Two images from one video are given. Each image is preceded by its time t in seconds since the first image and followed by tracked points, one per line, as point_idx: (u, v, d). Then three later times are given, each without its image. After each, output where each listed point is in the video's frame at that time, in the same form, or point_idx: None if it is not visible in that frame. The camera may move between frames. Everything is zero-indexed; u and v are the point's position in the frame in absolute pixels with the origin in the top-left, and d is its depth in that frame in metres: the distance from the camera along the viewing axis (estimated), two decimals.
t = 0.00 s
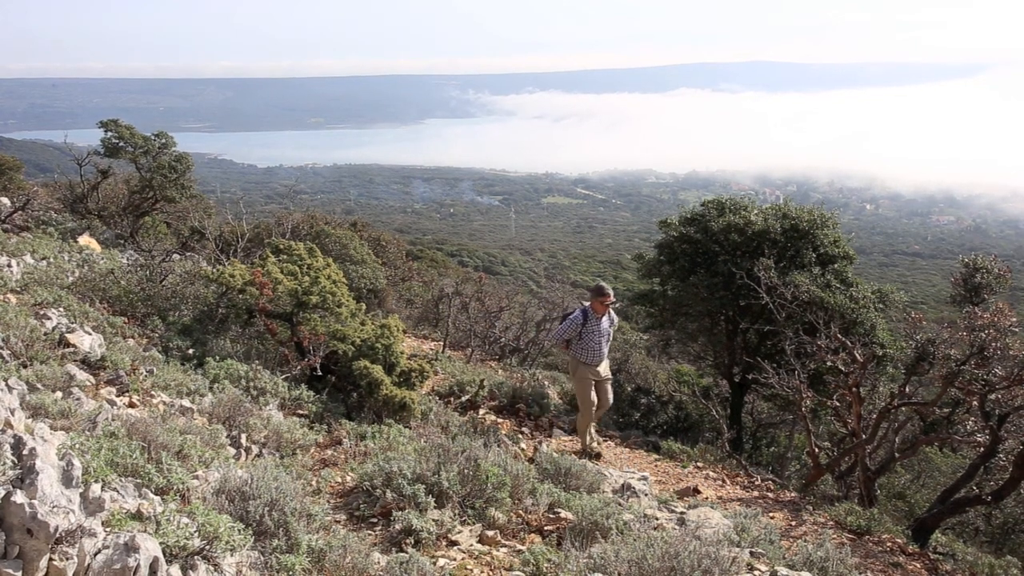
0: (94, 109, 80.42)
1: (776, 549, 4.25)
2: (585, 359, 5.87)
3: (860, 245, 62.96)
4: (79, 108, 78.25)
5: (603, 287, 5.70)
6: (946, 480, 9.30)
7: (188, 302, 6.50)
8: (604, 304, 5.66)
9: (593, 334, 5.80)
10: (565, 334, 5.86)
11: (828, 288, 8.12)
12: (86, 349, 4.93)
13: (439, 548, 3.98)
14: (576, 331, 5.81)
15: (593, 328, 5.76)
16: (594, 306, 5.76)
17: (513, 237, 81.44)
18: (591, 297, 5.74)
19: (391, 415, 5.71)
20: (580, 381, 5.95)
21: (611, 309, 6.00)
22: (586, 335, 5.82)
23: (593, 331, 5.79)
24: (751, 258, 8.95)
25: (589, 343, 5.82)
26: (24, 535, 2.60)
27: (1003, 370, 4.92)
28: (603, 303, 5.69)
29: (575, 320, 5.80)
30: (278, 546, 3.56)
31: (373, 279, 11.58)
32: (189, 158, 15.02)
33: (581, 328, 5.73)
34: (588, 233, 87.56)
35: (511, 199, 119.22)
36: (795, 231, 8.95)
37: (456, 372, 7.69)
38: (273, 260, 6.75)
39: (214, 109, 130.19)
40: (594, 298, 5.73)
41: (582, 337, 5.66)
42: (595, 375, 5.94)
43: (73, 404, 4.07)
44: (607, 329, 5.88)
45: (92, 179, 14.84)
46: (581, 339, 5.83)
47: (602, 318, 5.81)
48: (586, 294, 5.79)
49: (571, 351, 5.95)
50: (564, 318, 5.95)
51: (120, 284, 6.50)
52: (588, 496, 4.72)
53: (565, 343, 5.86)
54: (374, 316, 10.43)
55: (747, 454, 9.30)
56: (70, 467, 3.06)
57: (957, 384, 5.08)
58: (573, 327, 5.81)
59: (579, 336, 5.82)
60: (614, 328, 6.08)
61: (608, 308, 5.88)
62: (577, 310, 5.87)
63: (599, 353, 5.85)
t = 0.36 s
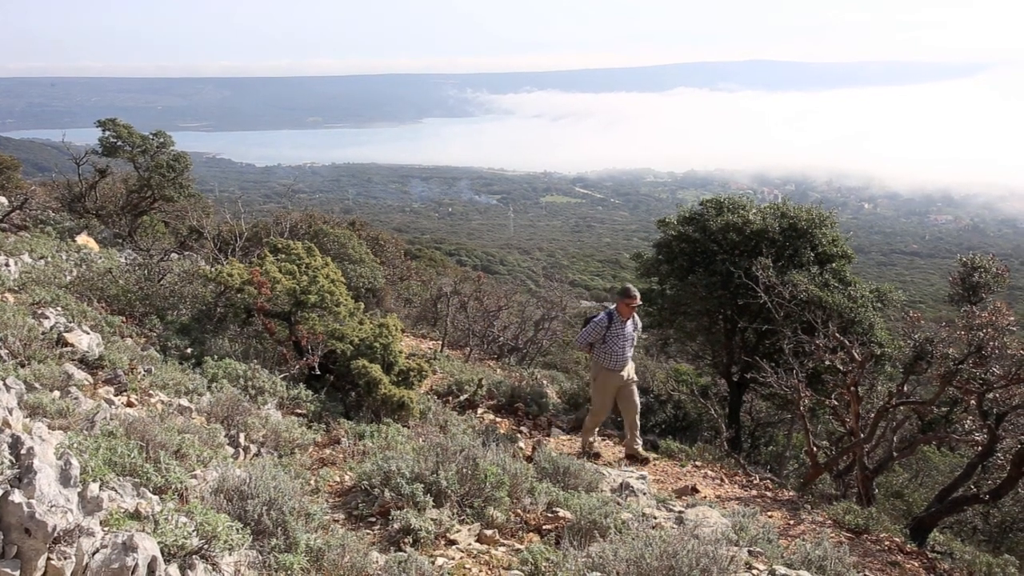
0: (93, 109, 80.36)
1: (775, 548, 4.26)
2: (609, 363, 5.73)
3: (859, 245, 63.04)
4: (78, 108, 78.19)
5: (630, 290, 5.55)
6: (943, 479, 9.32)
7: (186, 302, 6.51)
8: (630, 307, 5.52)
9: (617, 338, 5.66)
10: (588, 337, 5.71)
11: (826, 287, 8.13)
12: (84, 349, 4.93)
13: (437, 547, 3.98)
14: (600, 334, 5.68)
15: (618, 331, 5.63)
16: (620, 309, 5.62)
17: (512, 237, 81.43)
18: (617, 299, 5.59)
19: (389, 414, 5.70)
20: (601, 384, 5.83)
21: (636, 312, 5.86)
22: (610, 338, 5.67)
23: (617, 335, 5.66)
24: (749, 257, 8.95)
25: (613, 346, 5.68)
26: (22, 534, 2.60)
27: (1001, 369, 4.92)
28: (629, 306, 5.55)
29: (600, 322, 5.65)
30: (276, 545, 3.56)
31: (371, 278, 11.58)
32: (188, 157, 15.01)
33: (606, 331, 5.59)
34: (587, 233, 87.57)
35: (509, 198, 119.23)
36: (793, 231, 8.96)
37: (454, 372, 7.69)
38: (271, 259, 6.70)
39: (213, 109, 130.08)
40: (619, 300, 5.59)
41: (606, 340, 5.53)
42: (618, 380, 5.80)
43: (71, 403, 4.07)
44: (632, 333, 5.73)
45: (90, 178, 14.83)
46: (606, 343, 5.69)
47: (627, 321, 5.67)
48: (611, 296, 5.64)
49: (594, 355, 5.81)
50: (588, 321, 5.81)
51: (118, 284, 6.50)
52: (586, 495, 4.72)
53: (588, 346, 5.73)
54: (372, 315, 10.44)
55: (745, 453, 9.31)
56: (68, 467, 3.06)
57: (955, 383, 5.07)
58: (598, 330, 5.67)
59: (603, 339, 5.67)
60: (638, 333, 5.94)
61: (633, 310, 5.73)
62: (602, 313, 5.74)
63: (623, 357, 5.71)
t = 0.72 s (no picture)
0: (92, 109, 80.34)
1: (774, 548, 4.26)
2: (631, 362, 5.73)
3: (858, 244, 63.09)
4: (76, 107, 78.12)
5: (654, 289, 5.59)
6: (942, 478, 9.33)
7: (184, 301, 6.50)
8: (653, 306, 5.56)
9: (639, 337, 5.68)
10: (610, 335, 5.73)
11: (824, 287, 8.13)
12: (83, 349, 4.93)
13: (436, 547, 3.99)
14: (622, 333, 5.70)
15: (640, 330, 5.64)
16: (643, 308, 5.65)
17: (511, 237, 81.41)
18: (640, 298, 5.64)
19: (388, 414, 5.70)
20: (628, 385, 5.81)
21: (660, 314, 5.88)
22: (632, 337, 5.68)
23: (639, 334, 5.67)
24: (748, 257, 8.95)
25: (634, 345, 5.69)
26: (21, 534, 2.60)
27: (1000, 369, 4.93)
28: (653, 305, 5.58)
29: (622, 320, 5.68)
30: (275, 545, 3.57)
31: (370, 278, 11.58)
32: (186, 157, 14.97)
33: (628, 329, 5.62)
34: (586, 233, 87.56)
35: (509, 198, 119.20)
36: (792, 230, 8.96)
37: (453, 371, 7.70)
38: (270, 258, 6.68)
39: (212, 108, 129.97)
40: (643, 299, 5.63)
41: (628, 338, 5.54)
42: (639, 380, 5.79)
43: (70, 403, 4.07)
44: (655, 334, 5.74)
45: (89, 178, 14.82)
46: (628, 341, 5.70)
47: (650, 321, 5.69)
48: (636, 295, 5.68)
49: (616, 354, 5.82)
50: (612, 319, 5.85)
51: (117, 284, 6.51)
52: (585, 495, 4.72)
53: (610, 344, 5.75)
54: (371, 314, 10.44)
55: (744, 453, 9.32)
56: (67, 467, 3.06)
57: (954, 383, 5.07)
58: (620, 328, 5.70)
59: (625, 338, 5.69)
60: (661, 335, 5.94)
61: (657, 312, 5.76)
62: (625, 312, 5.77)
63: (645, 357, 5.71)
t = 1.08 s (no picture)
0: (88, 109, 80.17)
1: (769, 547, 4.28)
2: (646, 374, 5.35)
3: (854, 244, 63.28)
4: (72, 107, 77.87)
5: (668, 298, 5.22)
6: (937, 478, 9.37)
7: (179, 301, 6.47)
8: (666, 316, 5.18)
9: (653, 348, 5.30)
10: (625, 347, 5.39)
11: (820, 286, 8.15)
12: (77, 349, 4.91)
13: (432, 547, 3.98)
14: (636, 344, 5.33)
15: (654, 341, 5.27)
16: (657, 318, 5.28)
17: (508, 237, 81.40)
18: (653, 308, 5.27)
19: (384, 414, 5.69)
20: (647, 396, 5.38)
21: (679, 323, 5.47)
22: (646, 349, 5.33)
23: (654, 345, 5.30)
24: (744, 257, 8.97)
25: (649, 357, 5.31)
26: (15, 535, 2.59)
27: (994, 368, 4.95)
28: (666, 315, 5.21)
29: (636, 331, 5.31)
30: (271, 545, 3.56)
31: (366, 278, 11.57)
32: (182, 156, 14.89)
33: (641, 340, 5.26)
34: (583, 232, 87.59)
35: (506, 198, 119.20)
36: (787, 230, 8.98)
37: (449, 371, 7.69)
38: (265, 258, 6.67)
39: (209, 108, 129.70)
40: (656, 308, 5.27)
41: (642, 350, 5.18)
42: (656, 392, 5.39)
43: (64, 404, 4.05)
44: (672, 344, 5.33)
45: (84, 177, 14.77)
46: (643, 353, 5.34)
47: (666, 332, 5.31)
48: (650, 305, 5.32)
49: (632, 366, 5.45)
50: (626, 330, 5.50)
51: (112, 284, 6.49)
52: (581, 494, 4.73)
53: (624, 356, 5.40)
54: (367, 314, 10.41)
55: (740, 453, 9.32)
56: (62, 467, 3.04)
57: (948, 383, 5.09)
58: (633, 339, 5.34)
59: (640, 350, 5.33)
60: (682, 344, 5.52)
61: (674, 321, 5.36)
62: (639, 322, 5.41)
63: (661, 369, 5.32)
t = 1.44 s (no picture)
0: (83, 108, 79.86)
1: (762, 545, 4.29)
2: (653, 373, 5.29)
3: (848, 244, 63.50)
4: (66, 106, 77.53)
5: (672, 295, 5.18)
6: (929, 476, 9.41)
7: (172, 302, 6.44)
8: (670, 313, 5.14)
9: (659, 346, 5.24)
10: (630, 346, 5.33)
11: (812, 285, 8.17)
12: (69, 349, 4.89)
13: (426, 547, 3.98)
14: (642, 343, 5.28)
15: (659, 339, 5.21)
16: (663, 316, 5.23)
17: (504, 236, 81.36)
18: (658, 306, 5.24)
19: (378, 414, 5.68)
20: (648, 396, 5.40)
21: (689, 321, 5.39)
22: (653, 347, 5.26)
23: (660, 343, 5.23)
24: (737, 257, 8.99)
25: (656, 356, 5.25)
26: (6, 536, 2.58)
27: (986, 367, 4.95)
28: (671, 313, 5.16)
29: (642, 330, 5.27)
30: (264, 546, 3.56)
31: (359, 278, 11.55)
32: (174, 156, 14.86)
33: (646, 339, 5.21)
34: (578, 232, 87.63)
35: (501, 198, 119.18)
36: (781, 229, 9.00)
37: (443, 371, 7.68)
38: (258, 258, 6.66)
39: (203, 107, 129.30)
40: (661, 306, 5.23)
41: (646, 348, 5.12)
42: (664, 392, 5.32)
43: (56, 404, 4.04)
44: (680, 342, 5.25)
45: (76, 177, 14.72)
46: (649, 352, 5.28)
47: (672, 330, 5.24)
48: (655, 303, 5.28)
49: (641, 366, 5.39)
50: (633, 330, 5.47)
51: (104, 284, 6.47)
52: (575, 494, 4.73)
53: (631, 355, 5.35)
54: (360, 314, 10.40)
55: (734, 452, 9.34)
56: (53, 468, 3.03)
57: (940, 381, 5.09)
58: (639, 337, 5.30)
59: (646, 349, 5.27)
60: (694, 344, 5.42)
61: (680, 319, 5.30)
62: (647, 321, 5.37)
63: (668, 368, 5.23)
